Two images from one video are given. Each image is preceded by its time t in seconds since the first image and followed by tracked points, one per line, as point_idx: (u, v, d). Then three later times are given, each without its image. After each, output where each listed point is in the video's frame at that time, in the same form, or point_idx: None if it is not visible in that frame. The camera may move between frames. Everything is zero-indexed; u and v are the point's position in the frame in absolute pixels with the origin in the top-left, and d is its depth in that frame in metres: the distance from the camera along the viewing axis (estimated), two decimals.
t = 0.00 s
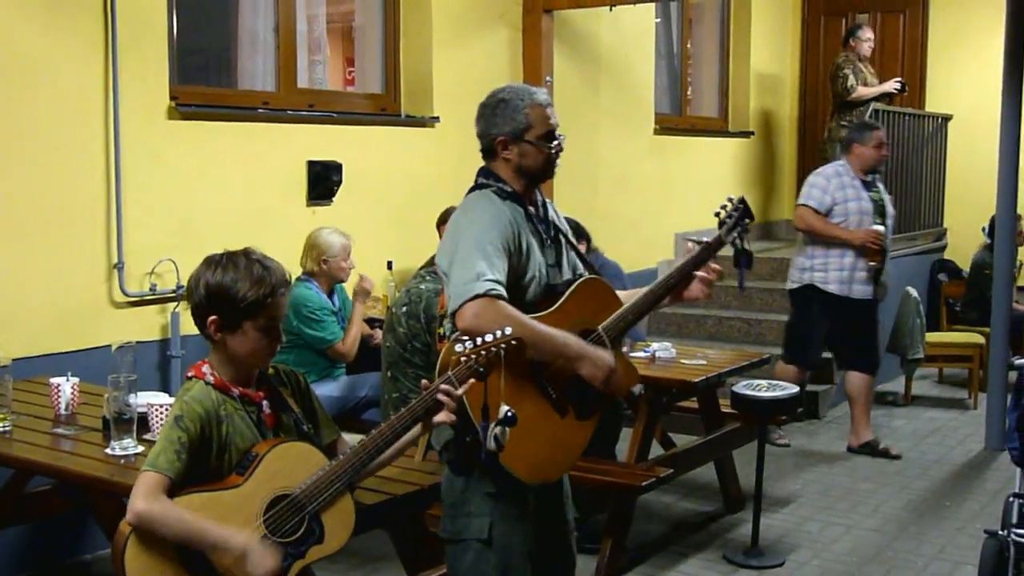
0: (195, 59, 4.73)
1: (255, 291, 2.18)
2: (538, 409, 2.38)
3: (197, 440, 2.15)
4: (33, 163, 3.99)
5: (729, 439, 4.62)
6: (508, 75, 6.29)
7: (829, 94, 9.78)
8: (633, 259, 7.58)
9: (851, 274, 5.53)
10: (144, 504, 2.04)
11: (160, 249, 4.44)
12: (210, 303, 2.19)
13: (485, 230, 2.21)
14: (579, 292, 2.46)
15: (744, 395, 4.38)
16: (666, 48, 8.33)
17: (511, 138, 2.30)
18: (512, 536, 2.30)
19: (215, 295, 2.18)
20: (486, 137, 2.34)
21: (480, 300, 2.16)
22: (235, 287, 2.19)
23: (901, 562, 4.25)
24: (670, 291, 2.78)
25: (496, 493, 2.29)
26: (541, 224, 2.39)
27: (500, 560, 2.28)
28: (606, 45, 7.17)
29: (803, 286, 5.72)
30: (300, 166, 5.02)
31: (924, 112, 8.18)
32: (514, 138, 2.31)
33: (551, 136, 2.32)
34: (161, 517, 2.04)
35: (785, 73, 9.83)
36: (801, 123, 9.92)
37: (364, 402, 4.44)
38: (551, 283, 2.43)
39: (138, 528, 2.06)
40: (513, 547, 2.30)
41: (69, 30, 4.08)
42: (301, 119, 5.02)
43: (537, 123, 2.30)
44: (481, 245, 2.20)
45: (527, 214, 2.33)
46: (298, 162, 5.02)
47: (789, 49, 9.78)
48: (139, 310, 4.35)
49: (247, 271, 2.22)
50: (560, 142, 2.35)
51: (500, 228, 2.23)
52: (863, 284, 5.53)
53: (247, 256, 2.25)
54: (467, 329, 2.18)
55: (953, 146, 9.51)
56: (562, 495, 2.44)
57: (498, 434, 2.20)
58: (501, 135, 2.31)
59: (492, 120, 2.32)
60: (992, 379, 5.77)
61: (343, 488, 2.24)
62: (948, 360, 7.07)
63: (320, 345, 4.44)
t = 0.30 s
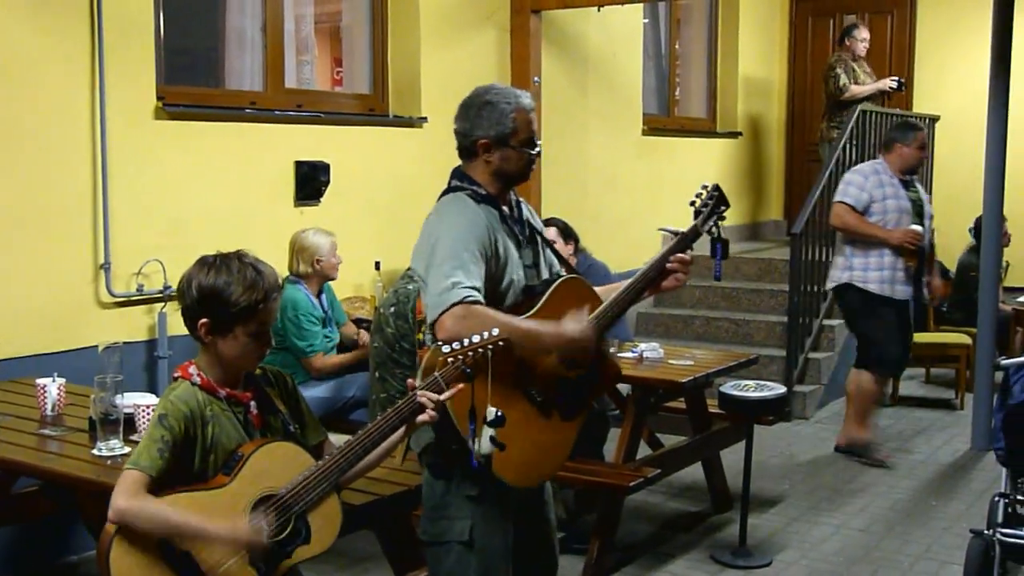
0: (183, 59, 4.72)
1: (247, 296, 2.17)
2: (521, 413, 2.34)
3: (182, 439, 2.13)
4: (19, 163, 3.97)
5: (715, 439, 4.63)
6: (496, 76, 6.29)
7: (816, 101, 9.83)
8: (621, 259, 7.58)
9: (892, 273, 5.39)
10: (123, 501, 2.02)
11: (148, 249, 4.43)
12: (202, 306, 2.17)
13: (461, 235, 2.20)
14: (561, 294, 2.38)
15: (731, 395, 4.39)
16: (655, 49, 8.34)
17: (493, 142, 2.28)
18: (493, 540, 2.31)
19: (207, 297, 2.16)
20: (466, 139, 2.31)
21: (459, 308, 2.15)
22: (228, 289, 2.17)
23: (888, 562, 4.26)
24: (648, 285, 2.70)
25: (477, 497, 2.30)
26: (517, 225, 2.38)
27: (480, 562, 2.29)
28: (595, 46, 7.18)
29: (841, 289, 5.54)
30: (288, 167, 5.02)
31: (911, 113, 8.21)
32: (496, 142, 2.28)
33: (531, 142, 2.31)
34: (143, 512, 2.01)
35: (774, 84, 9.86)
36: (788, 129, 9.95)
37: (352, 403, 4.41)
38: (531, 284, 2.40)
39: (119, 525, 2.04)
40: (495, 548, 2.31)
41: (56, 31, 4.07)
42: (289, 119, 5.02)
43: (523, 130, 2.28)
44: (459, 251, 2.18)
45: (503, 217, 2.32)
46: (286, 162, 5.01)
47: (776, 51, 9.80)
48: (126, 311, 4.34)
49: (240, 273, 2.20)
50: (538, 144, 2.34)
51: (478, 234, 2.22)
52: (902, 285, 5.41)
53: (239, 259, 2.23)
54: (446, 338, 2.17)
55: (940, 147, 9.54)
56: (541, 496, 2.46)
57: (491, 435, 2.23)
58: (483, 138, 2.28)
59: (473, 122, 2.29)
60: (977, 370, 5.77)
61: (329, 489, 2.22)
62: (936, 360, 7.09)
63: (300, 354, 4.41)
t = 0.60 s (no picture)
0: (171, 59, 4.71)
1: (235, 297, 2.16)
2: (498, 416, 2.36)
3: (168, 440, 2.12)
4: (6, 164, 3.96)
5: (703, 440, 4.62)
6: (484, 76, 6.29)
7: (805, 102, 9.84)
8: (610, 259, 7.58)
9: (949, 285, 5.28)
10: (110, 501, 1.99)
11: (135, 249, 4.42)
12: (189, 306, 2.16)
13: (429, 237, 2.19)
14: (534, 294, 2.40)
15: (719, 396, 4.40)
16: (643, 49, 8.34)
17: (461, 143, 2.28)
18: (467, 541, 2.30)
19: (194, 297, 2.16)
20: (435, 139, 2.31)
21: (424, 312, 2.14)
22: (216, 290, 2.16)
23: (875, 562, 4.27)
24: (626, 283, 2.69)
25: (449, 498, 2.28)
26: (489, 226, 2.38)
27: (453, 565, 2.28)
28: (583, 46, 7.18)
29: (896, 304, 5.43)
30: (276, 167, 5.01)
31: (899, 114, 8.23)
32: (466, 143, 2.28)
33: (501, 142, 2.30)
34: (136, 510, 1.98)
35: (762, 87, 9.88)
36: (778, 130, 9.96)
37: (340, 403, 4.42)
38: (504, 286, 2.40)
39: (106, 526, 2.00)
40: (468, 549, 2.30)
41: (44, 31, 4.06)
42: (277, 120, 5.01)
43: (490, 131, 2.27)
44: (425, 255, 2.18)
45: (474, 217, 2.32)
46: (274, 163, 5.00)
47: (764, 52, 9.80)
48: (114, 311, 4.33)
49: (228, 274, 2.19)
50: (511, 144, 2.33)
51: (447, 236, 2.22)
52: (957, 295, 5.32)
53: (227, 259, 2.23)
54: (411, 340, 2.16)
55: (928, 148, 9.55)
56: (523, 497, 2.45)
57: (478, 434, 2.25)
58: (452, 138, 2.28)
59: (441, 122, 2.28)
60: (965, 366, 5.77)
61: (315, 488, 2.20)
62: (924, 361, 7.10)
63: (285, 357, 4.39)
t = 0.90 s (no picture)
0: (156, 60, 4.70)
1: (222, 298, 2.15)
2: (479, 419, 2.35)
3: (154, 441, 2.12)
4: None
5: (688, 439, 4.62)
6: (469, 76, 6.28)
7: (790, 102, 9.86)
8: (596, 259, 7.58)
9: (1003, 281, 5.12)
10: (95, 503, 1.98)
11: (120, 251, 4.41)
12: (176, 306, 2.15)
13: (399, 241, 2.20)
14: (507, 293, 2.41)
15: (705, 395, 4.41)
16: (628, 49, 8.34)
17: (430, 145, 2.28)
18: (447, 543, 2.31)
19: (182, 298, 2.15)
20: (405, 143, 2.31)
21: (390, 319, 2.14)
22: (204, 290, 2.15)
23: (861, 560, 4.28)
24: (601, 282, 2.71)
25: (427, 500, 2.29)
26: (464, 228, 2.39)
27: (435, 566, 2.28)
28: (569, 45, 7.18)
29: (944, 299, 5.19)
30: (261, 168, 5.00)
31: (884, 113, 8.25)
32: (434, 146, 2.28)
33: (472, 142, 2.30)
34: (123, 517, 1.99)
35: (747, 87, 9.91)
36: (763, 130, 9.99)
37: (327, 404, 4.36)
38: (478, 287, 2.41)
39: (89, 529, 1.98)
40: (448, 551, 2.31)
41: (28, 32, 4.04)
42: (262, 120, 5.00)
43: (458, 131, 2.27)
44: (393, 260, 2.18)
45: (446, 219, 2.33)
46: (259, 164, 5.00)
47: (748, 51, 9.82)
48: (99, 313, 4.32)
49: (216, 274, 2.18)
50: (482, 145, 2.33)
51: (416, 239, 2.23)
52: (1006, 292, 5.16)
53: (215, 260, 2.22)
54: (377, 346, 2.16)
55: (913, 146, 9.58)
56: (506, 498, 2.45)
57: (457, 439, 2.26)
58: (420, 142, 2.28)
59: (409, 126, 2.28)
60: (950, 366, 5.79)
61: (296, 490, 2.20)
62: (910, 359, 7.13)
63: (271, 358, 4.39)
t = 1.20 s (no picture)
0: (137, 59, 4.68)
1: (197, 301, 2.13)
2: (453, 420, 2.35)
3: (121, 443, 2.09)
4: None
5: (669, 439, 4.63)
6: (451, 76, 6.29)
7: (771, 102, 9.89)
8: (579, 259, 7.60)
9: None
10: (54, 504, 1.98)
11: (99, 250, 4.39)
12: (149, 309, 2.13)
13: (377, 242, 2.20)
14: (486, 296, 2.42)
15: (685, 395, 4.42)
16: (610, 49, 8.36)
17: (407, 147, 2.27)
18: (426, 545, 2.30)
19: (155, 301, 2.13)
20: (382, 144, 2.31)
21: (369, 319, 2.13)
22: (178, 293, 2.13)
23: (840, 558, 4.30)
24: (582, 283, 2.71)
25: (406, 502, 2.28)
26: (441, 230, 2.39)
27: (414, 568, 2.28)
28: (550, 45, 7.19)
29: (986, 296, 5.19)
30: (242, 168, 4.99)
31: (864, 114, 8.29)
32: (412, 147, 2.28)
33: (451, 142, 2.30)
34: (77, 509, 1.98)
35: (729, 89, 9.94)
36: (745, 131, 10.02)
37: (307, 404, 4.32)
38: (455, 289, 2.40)
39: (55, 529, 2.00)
40: (427, 552, 2.30)
41: (6, 30, 4.02)
42: (243, 120, 4.99)
43: (437, 133, 2.27)
44: (370, 262, 2.17)
45: (423, 221, 2.33)
46: (240, 164, 4.98)
47: (730, 54, 9.86)
48: (78, 312, 4.30)
49: (190, 277, 2.16)
50: (460, 146, 2.33)
51: (393, 241, 2.22)
52: None
53: (191, 262, 2.20)
54: (354, 349, 2.16)
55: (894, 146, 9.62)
56: (484, 499, 2.45)
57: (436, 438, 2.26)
58: (398, 144, 2.28)
59: (387, 127, 2.28)
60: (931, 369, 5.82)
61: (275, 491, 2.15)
62: (889, 359, 7.16)
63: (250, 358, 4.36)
